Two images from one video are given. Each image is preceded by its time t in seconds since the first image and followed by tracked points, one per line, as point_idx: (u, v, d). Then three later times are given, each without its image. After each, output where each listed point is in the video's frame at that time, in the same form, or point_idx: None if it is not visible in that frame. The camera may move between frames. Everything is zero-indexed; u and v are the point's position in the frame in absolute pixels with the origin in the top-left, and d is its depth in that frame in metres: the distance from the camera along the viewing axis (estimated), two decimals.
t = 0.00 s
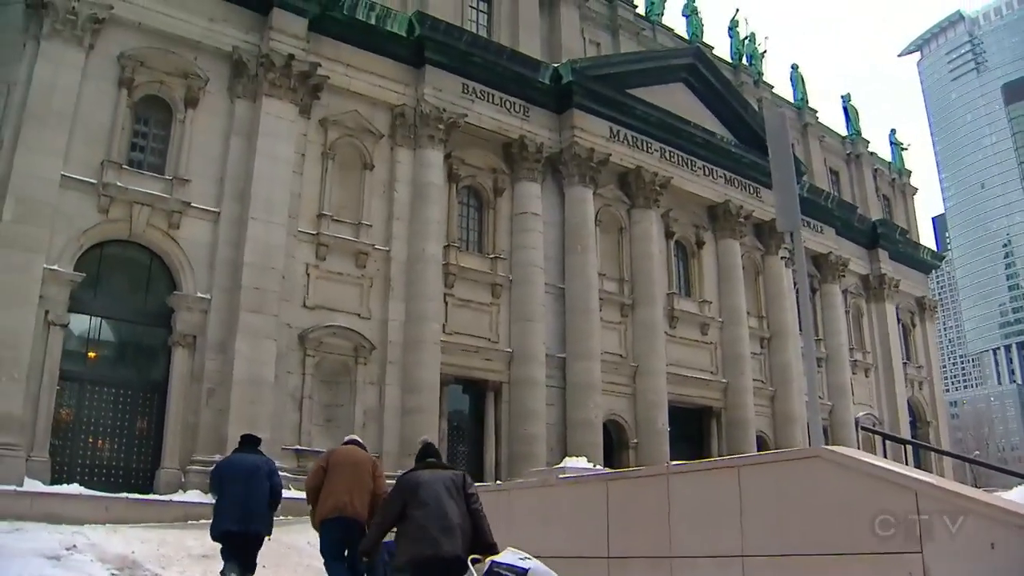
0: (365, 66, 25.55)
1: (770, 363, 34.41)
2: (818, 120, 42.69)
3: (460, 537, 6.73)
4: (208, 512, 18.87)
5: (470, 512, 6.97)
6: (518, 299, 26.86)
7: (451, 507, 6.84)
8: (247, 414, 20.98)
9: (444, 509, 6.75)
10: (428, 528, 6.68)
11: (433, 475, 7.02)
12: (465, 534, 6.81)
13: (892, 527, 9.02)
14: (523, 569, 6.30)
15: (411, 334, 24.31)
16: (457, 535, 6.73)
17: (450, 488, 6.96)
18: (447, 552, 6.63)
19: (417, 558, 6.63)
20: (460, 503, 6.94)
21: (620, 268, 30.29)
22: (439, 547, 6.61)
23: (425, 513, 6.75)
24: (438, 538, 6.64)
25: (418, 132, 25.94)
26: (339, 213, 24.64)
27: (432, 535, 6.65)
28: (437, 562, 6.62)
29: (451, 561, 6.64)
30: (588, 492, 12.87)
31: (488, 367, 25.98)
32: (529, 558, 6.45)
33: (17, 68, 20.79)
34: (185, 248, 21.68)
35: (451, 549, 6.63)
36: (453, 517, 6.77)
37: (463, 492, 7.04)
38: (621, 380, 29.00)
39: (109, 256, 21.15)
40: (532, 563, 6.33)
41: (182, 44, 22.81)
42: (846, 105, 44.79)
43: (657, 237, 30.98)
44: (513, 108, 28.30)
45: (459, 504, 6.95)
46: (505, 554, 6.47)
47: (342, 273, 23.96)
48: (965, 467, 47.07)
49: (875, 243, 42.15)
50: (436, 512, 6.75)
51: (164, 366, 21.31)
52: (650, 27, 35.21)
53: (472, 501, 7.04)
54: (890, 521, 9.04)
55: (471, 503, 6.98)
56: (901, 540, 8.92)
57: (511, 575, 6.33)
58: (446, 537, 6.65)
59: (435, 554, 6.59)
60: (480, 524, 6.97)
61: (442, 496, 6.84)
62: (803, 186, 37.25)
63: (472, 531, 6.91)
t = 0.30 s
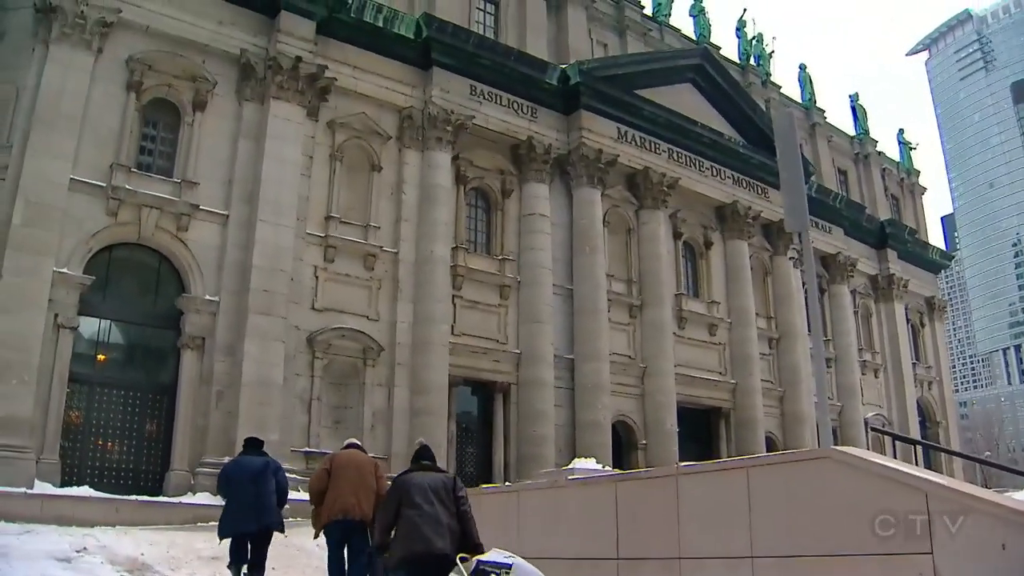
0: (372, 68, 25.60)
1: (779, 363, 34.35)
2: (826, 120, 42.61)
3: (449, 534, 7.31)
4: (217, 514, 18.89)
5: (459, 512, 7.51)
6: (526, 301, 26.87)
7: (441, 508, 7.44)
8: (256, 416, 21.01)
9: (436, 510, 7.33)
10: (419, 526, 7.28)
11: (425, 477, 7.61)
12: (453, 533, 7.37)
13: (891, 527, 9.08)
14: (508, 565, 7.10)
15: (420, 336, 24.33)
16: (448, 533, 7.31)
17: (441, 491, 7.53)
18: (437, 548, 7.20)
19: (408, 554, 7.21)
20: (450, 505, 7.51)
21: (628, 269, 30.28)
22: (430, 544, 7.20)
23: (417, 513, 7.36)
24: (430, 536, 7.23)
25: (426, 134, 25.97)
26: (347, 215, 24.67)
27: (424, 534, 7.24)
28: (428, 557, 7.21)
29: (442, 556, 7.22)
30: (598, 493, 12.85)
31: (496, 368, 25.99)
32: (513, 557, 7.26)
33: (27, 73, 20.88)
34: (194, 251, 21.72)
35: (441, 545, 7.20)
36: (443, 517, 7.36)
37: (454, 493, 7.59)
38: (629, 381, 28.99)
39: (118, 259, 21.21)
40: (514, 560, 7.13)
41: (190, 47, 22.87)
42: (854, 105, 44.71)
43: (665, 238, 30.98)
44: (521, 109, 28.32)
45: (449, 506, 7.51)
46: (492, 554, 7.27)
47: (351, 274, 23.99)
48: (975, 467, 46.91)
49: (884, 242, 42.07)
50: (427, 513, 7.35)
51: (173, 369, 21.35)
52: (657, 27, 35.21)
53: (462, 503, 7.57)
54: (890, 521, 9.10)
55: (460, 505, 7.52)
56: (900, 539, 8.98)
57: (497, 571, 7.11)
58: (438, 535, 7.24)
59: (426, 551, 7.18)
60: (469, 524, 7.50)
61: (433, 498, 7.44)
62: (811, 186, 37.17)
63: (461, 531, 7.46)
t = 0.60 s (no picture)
0: (378, 69, 25.63)
1: (785, 363, 34.32)
2: (832, 119, 42.55)
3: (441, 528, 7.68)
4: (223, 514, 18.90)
5: (450, 508, 7.87)
6: (532, 301, 26.87)
7: (432, 503, 7.75)
8: (262, 416, 21.03)
9: (428, 507, 7.71)
10: (412, 520, 7.64)
11: (418, 474, 7.91)
12: (445, 527, 7.74)
13: (891, 527, 9.11)
14: (491, 560, 7.64)
15: (425, 336, 24.32)
16: (438, 527, 7.68)
17: (433, 488, 7.86)
18: (428, 541, 7.58)
19: (400, 546, 7.59)
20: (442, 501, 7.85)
21: (634, 269, 30.25)
22: (420, 537, 7.57)
23: (410, 508, 7.70)
24: (422, 529, 7.60)
25: (432, 135, 25.97)
26: (353, 215, 24.69)
27: (416, 527, 7.61)
28: (418, 550, 7.59)
29: (431, 549, 7.60)
30: (604, 492, 12.86)
31: (502, 368, 25.99)
32: (498, 551, 7.76)
33: (33, 73, 20.93)
34: (199, 251, 21.75)
35: (431, 538, 7.58)
36: (434, 512, 7.71)
37: (445, 490, 7.94)
38: (635, 381, 28.98)
39: (124, 259, 21.27)
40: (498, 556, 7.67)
41: (196, 48, 22.90)
42: (861, 104, 44.64)
43: (670, 238, 30.97)
44: (526, 109, 28.32)
45: (440, 502, 7.85)
46: (478, 547, 7.77)
47: (356, 275, 24.00)
48: (983, 468, 46.78)
49: (890, 242, 41.98)
50: (420, 508, 7.70)
51: (179, 369, 21.38)
52: (662, 27, 35.18)
53: (453, 500, 7.93)
54: (890, 521, 9.13)
55: (451, 501, 7.89)
56: (901, 539, 9.01)
57: (481, 566, 7.66)
58: (429, 529, 7.61)
59: (416, 543, 7.56)
60: (458, 520, 7.85)
61: (425, 492, 7.78)
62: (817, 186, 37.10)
63: (451, 525, 7.81)
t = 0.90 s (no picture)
0: (380, 69, 25.63)
1: (787, 363, 34.32)
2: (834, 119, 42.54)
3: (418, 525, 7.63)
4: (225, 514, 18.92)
5: (428, 507, 7.82)
6: (534, 301, 26.88)
7: (410, 499, 7.74)
8: (264, 416, 21.04)
9: (404, 504, 7.69)
10: (387, 519, 7.62)
11: (395, 473, 7.91)
12: (421, 524, 7.69)
13: (891, 527, 9.12)
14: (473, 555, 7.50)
15: (427, 336, 24.32)
16: (414, 525, 7.63)
17: (411, 486, 7.84)
18: (403, 538, 7.54)
19: (377, 543, 7.61)
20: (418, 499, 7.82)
21: (635, 269, 30.26)
22: (396, 534, 7.55)
23: (386, 505, 7.69)
24: (397, 526, 7.57)
25: (433, 135, 25.97)
26: (355, 215, 24.70)
27: (391, 524, 7.59)
28: (393, 548, 7.56)
29: (406, 546, 7.55)
30: (606, 493, 12.86)
31: (504, 368, 26.00)
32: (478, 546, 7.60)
33: (35, 74, 20.93)
34: (201, 252, 21.76)
35: (407, 536, 7.54)
36: (410, 510, 7.68)
37: (423, 489, 7.90)
38: (638, 381, 28.98)
39: (126, 259, 21.29)
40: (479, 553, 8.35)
41: (197, 48, 22.90)
42: (863, 104, 44.60)
43: (672, 237, 30.98)
44: (528, 109, 28.31)
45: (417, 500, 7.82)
46: (458, 542, 7.64)
47: (358, 275, 24.01)
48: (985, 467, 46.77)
49: (892, 241, 41.96)
50: (395, 505, 7.68)
51: (181, 369, 21.39)
52: (663, 27, 35.18)
53: (431, 498, 7.89)
54: (890, 521, 9.14)
55: (429, 499, 7.85)
56: (901, 539, 9.02)
57: (463, 559, 7.51)
58: (404, 526, 7.57)
59: (391, 540, 7.53)
60: (436, 519, 7.81)
61: (402, 489, 7.78)
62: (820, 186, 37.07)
63: (429, 523, 7.78)
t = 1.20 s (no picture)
0: (380, 69, 25.63)
1: (789, 363, 34.31)
2: (835, 118, 42.54)
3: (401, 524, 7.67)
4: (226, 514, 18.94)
5: (412, 507, 7.86)
6: (535, 300, 26.89)
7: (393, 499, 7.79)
8: (266, 416, 21.05)
9: (386, 503, 7.70)
10: (371, 519, 7.64)
11: (379, 475, 7.92)
12: (405, 524, 7.72)
13: (892, 527, 9.12)
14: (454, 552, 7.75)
15: (428, 337, 24.31)
16: (397, 524, 7.66)
17: (394, 487, 7.87)
18: (385, 537, 7.57)
19: (362, 542, 7.65)
20: (402, 499, 7.84)
21: (636, 270, 30.27)
22: (380, 533, 7.58)
23: (369, 505, 7.73)
24: (380, 525, 7.61)
25: (434, 135, 25.98)
26: (356, 215, 24.71)
27: (374, 523, 7.63)
28: (378, 546, 7.60)
29: (390, 545, 7.59)
30: (607, 493, 12.86)
31: (505, 368, 26.01)
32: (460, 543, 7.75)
33: (36, 74, 20.95)
34: (202, 252, 21.77)
35: (390, 535, 7.57)
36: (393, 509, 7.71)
37: (407, 489, 7.92)
38: (639, 381, 28.98)
39: (127, 260, 21.31)
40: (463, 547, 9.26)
41: (198, 49, 22.91)
42: (863, 103, 44.58)
43: (673, 237, 30.98)
44: (529, 109, 28.30)
45: (402, 501, 7.85)
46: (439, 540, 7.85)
47: (359, 275, 24.01)
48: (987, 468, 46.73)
49: (893, 241, 41.96)
50: (378, 504, 7.70)
51: (182, 369, 21.39)
52: (664, 27, 35.17)
53: (415, 498, 7.91)
54: (891, 521, 9.14)
55: (413, 499, 7.87)
56: (901, 539, 9.01)
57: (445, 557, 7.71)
58: (386, 525, 7.60)
59: (375, 539, 7.57)
60: (421, 518, 7.84)
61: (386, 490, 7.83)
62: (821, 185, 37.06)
63: (413, 523, 7.81)
